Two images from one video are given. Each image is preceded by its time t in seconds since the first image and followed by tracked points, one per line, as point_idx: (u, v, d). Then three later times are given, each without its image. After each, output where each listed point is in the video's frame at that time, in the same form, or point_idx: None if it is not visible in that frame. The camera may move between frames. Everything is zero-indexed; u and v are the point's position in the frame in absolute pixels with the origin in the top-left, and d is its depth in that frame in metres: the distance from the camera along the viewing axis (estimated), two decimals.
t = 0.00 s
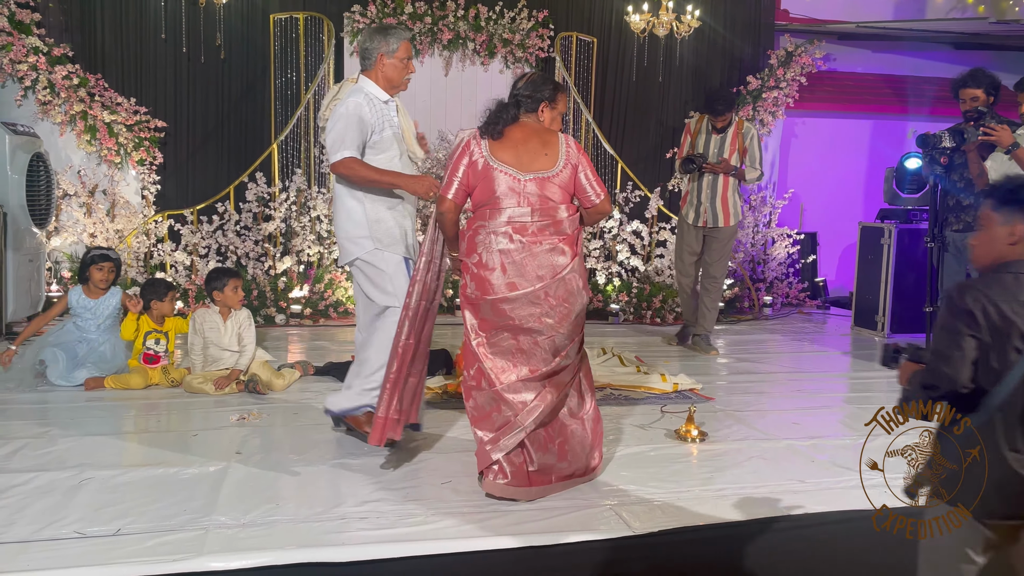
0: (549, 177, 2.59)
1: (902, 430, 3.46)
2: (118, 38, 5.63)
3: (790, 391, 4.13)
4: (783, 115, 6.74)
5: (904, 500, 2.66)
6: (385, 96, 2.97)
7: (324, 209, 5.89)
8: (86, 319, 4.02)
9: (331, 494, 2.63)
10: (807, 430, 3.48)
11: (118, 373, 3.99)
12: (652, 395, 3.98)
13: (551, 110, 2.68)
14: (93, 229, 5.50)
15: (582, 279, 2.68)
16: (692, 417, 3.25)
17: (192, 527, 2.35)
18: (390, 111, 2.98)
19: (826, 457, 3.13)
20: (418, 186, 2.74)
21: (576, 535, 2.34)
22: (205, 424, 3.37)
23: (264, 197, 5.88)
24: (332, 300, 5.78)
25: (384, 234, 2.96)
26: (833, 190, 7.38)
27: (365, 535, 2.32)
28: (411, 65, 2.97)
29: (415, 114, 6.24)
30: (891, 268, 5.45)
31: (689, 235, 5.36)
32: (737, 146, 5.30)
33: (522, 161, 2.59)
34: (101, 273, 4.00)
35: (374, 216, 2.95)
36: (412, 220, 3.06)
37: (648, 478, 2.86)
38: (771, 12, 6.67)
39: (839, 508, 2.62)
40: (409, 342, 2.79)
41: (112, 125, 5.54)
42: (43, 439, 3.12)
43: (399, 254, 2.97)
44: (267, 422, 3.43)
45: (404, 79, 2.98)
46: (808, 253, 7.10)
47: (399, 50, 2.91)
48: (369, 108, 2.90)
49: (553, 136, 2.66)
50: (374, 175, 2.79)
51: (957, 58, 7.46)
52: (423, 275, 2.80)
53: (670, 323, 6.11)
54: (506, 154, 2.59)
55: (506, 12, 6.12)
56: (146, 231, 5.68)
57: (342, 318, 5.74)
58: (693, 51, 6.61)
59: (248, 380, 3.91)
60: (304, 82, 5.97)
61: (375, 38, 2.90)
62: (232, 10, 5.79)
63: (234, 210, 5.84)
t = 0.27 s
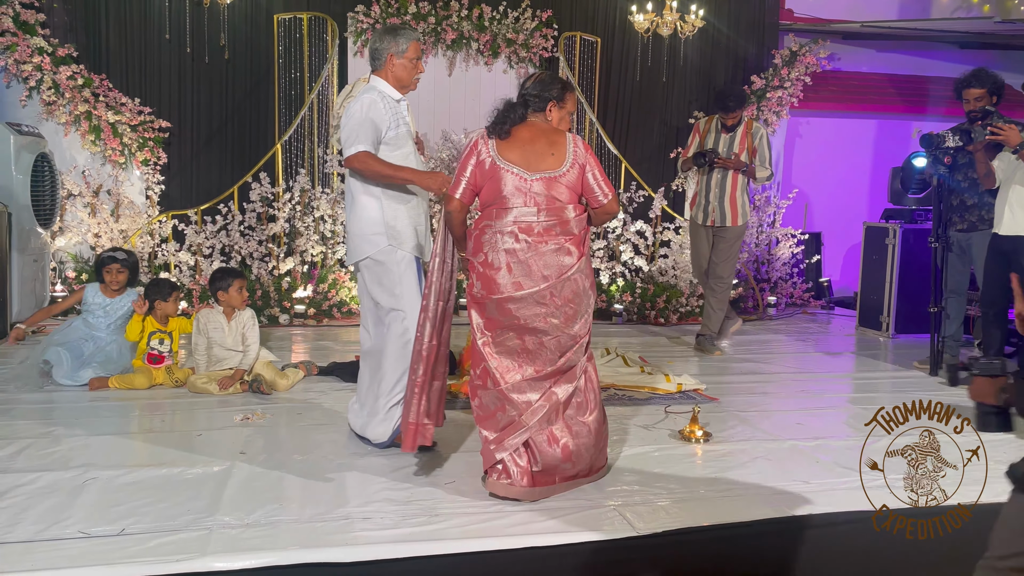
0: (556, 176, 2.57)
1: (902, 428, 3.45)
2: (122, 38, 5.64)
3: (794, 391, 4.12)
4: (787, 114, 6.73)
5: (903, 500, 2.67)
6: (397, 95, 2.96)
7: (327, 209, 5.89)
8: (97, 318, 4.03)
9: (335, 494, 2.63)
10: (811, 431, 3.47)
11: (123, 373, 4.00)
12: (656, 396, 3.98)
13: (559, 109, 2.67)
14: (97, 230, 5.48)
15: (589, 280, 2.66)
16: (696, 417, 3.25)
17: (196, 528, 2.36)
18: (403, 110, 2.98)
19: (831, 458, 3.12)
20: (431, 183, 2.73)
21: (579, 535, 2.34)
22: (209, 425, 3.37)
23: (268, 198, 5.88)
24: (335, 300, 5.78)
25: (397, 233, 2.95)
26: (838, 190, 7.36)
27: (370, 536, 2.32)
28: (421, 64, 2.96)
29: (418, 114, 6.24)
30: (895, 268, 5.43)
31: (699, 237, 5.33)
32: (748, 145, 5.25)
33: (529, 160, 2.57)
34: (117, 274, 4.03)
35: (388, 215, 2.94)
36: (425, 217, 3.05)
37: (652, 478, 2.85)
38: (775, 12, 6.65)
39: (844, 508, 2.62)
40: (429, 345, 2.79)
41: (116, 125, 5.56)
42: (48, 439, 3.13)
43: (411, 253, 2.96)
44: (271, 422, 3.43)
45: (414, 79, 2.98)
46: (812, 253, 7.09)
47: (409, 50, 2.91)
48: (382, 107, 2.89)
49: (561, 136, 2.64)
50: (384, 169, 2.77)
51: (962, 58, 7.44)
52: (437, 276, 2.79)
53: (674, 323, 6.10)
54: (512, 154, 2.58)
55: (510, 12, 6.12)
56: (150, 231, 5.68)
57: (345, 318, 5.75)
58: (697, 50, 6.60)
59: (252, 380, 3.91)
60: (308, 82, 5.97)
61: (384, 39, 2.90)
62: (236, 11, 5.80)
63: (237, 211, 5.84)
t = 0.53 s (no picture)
0: (565, 176, 2.57)
1: (902, 429, 3.44)
2: (126, 38, 5.65)
3: (799, 391, 4.11)
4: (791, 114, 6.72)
5: (903, 500, 2.67)
6: (408, 94, 2.97)
7: (331, 209, 5.89)
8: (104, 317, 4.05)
9: (339, 493, 2.63)
10: (816, 431, 3.46)
11: (126, 373, 4.00)
12: (659, 396, 3.97)
13: (565, 108, 2.65)
14: (102, 229, 5.53)
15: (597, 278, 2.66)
16: (700, 417, 3.24)
17: (200, 527, 2.36)
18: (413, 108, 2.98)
19: (835, 458, 3.11)
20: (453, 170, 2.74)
21: (583, 535, 2.34)
22: (214, 424, 3.37)
23: (272, 197, 5.88)
24: (339, 300, 5.78)
25: (409, 229, 2.94)
26: (842, 189, 7.34)
27: (374, 535, 2.32)
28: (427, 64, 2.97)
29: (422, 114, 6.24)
30: (900, 268, 5.42)
31: (711, 234, 5.37)
32: (758, 145, 5.24)
33: (537, 160, 2.56)
34: (126, 274, 4.05)
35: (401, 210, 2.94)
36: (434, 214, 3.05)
37: (656, 478, 2.85)
38: (779, 11, 6.63)
39: (848, 508, 2.61)
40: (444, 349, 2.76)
41: (121, 125, 5.55)
42: (52, 438, 3.13)
43: (421, 250, 2.96)
44: (274, 422, 3.43)
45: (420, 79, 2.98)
46: (816, 253, 7.08)
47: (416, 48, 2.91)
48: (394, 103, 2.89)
49: (569, 135, 2.64)
50: (393, 155, 2.76)
51: (966, 57, 7.42)
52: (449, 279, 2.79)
53: (678, 323, 6.09)
54: (519, 154, 2.56)
55: (514, 11, 6.12)
56: (154, 231, 5.69)
57: (349, 318, 5.75)
58: (701, 49, 6.59)
59: (255, 379, 3.92)
60: (312, 82, 5.98)
61: (390, 38, 2.90)
62: (239, 10, 5.81)
63: (241, 210, 5.85)
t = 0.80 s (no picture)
0: (581, 173, 2.56)
1: (901, 429, 3.43)
2: (130, 38, 5.66)
3: (802, 391, 4.11)
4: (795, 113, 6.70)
5: (903, 499, 2.65)
6: (410, 93, 2.97)
7: (334, 208, 5.88)
8: (108, 315, 4.07)
9: (341, 492, 2.63)
10: (819, 430, 3.45)
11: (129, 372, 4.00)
12: (662, 395, 3.97)
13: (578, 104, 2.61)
14: (106, 228, 5.51)
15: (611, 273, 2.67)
16: (702, 416, 3.24)
17: (203, 525, 2.36)
18: (415, 108, 2.97)
19: (838, 458, 3.10)
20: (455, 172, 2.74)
21: (585, 534, 2.33)
22: (217, 423, 3.38)
23: (275, 197, 5.88)
24: (342, 299, 5.78)
25: (409, 231, 2.94)
26: (846, 188, 7.32)
27: (377, 534, 2.31)
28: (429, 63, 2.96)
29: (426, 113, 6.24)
30: (904, 267, 5.41)
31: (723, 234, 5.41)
32: (771, 144, 5.23)
33: (551, 157, 2.54)
34: (123, 269, 4.04)
35: (402, 211, 2.93)
36: (437, 214, 3.04)
37: (658, 477, 2.85)
38: (783, 10, 6.62)
39: (851, 508, 2.61)
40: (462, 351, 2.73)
41: (124, 124, 5.55)
42: (56, 437, 3.14)
43: (422, 252, 2.96)
44: (277, 421, 3.43)
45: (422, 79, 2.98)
46: (820, 252, 7.06)
47: (418, 46, 2.91)
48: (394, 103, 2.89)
49: (580, 131, 2.63)
50: (396, 159, 2.78)
51: (970, 56, 7.40)
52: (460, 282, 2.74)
53: (681, 322, 6.09)
54: (534, 153, 2.53)
55: (517, 11, 6.12)
56: (157, 230, 5.69)
57: (352, 317, 5.75)
58: (704, 48, 6.58)
59: (258, 378, 3.92)
60: (315, 81, 5.98)
61: (392, 36, 2.89)
62: (243, 10, 5.81)
63: (244, 210, 5.85)
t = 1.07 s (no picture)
0: (616, 174, 2.55)
1: (901, 429, 3.42)
2: (134, 37, 5.67)
3: (805, 390, 4.10)
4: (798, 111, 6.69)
5: (902, 499, 2.64)
6: (413, 93, 2.98)
7: (337, 207, 5.89)
8: (108, 315, 4.07)
9: (344, 490, 2.63)
10: (822, 429, 3.44)
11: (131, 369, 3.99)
12: (665, 394, 3.97)
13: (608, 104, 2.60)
14: (109, 227, 5.52)
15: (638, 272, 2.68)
16: (705, 415, 3.23)
17: (206, 523, 2.36)
18: (417, 108, 2.97)
19: (841, 456, 3.10)
20: (449, 173, 2.69)
21: (587, 532, 2.33)
22: (220, 421, 3.38)
23: (278, 195, 5.88)
24: (345, 298, 5.79)
25: (410, 233, 2.94)
26: (850, 188, 7.31)
27: (380, 532, 2.32)
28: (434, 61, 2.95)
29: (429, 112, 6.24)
30: (907, 266, 5.40)
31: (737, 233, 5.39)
32: (782, 142, 5.22)
33: (589, 156, 2.51)
34: (122, 268, 4.04)
35: (404, 213, 2.93)
36: (441, 214, 3.03)
37: (661, 475, 2.84)
38: (786, 8, 6.62)
39: (854, 506, 2.60)
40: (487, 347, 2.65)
41: (127, 123, 5.55)
42: (59, 434, 3.15)
43: (423, 253, 2.96)
44: (280, 419, 3.43)
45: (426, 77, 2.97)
46: (823, 251, 7.05)
47: (426, 44, 2.90)
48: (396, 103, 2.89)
49: (610, 132, 2.62)
50: (397, 163, 2.77)
51: (974, 55, 7.38)
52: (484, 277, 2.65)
53: (684, 321, 6.08)
54: (573, 152, 2.50)
55: (519, 10, 6.13)
56: (161, 228, 5.67)
57: (355, 316, 5.76)
58: (707, 47, 6.58)
59: (262, 377, 3.93)
60: (318, 80, 5.99)
61: (399, 33, 2.90)
62: (246, 9, 5.82)
63: (247, 208, 5.85)
